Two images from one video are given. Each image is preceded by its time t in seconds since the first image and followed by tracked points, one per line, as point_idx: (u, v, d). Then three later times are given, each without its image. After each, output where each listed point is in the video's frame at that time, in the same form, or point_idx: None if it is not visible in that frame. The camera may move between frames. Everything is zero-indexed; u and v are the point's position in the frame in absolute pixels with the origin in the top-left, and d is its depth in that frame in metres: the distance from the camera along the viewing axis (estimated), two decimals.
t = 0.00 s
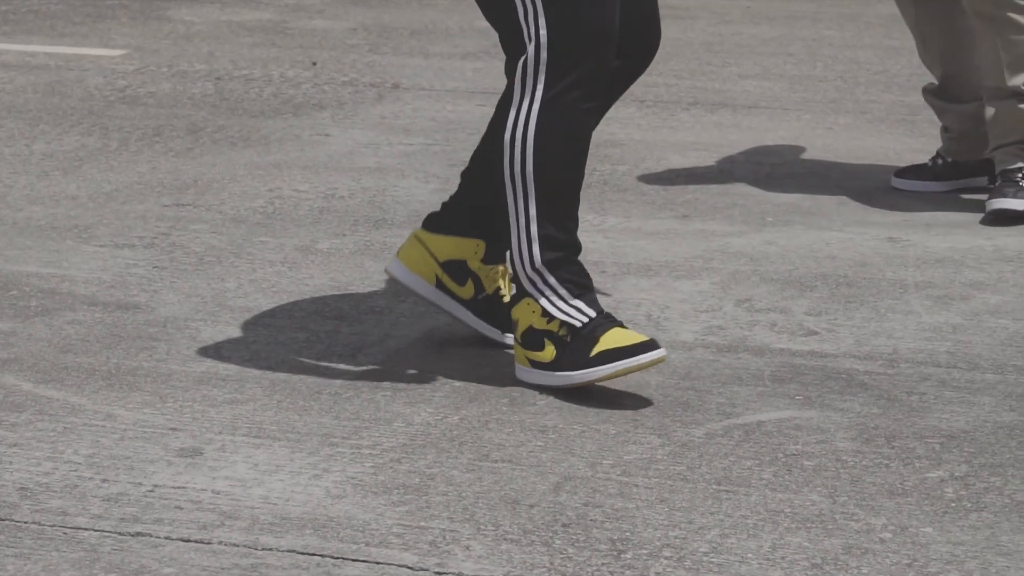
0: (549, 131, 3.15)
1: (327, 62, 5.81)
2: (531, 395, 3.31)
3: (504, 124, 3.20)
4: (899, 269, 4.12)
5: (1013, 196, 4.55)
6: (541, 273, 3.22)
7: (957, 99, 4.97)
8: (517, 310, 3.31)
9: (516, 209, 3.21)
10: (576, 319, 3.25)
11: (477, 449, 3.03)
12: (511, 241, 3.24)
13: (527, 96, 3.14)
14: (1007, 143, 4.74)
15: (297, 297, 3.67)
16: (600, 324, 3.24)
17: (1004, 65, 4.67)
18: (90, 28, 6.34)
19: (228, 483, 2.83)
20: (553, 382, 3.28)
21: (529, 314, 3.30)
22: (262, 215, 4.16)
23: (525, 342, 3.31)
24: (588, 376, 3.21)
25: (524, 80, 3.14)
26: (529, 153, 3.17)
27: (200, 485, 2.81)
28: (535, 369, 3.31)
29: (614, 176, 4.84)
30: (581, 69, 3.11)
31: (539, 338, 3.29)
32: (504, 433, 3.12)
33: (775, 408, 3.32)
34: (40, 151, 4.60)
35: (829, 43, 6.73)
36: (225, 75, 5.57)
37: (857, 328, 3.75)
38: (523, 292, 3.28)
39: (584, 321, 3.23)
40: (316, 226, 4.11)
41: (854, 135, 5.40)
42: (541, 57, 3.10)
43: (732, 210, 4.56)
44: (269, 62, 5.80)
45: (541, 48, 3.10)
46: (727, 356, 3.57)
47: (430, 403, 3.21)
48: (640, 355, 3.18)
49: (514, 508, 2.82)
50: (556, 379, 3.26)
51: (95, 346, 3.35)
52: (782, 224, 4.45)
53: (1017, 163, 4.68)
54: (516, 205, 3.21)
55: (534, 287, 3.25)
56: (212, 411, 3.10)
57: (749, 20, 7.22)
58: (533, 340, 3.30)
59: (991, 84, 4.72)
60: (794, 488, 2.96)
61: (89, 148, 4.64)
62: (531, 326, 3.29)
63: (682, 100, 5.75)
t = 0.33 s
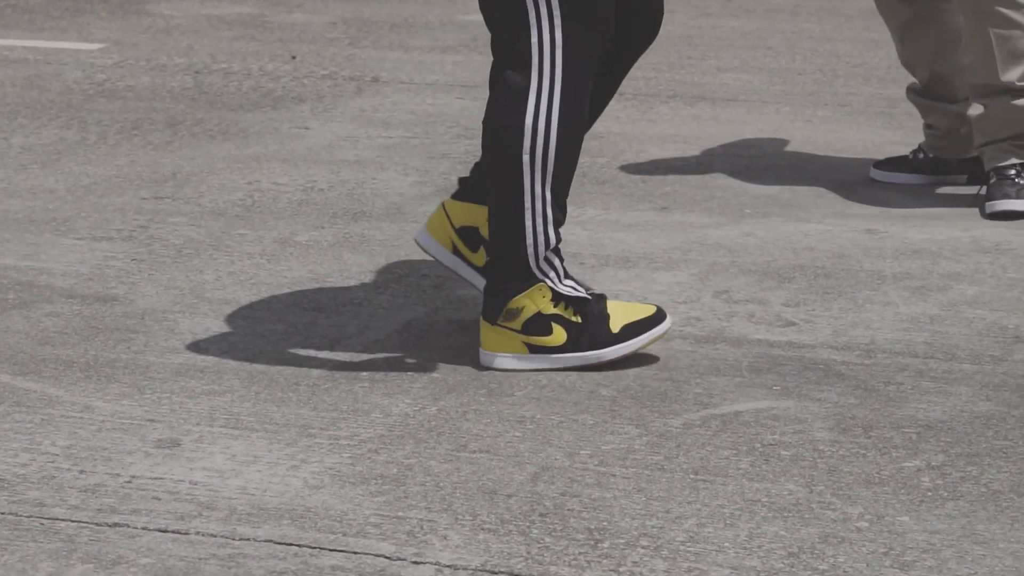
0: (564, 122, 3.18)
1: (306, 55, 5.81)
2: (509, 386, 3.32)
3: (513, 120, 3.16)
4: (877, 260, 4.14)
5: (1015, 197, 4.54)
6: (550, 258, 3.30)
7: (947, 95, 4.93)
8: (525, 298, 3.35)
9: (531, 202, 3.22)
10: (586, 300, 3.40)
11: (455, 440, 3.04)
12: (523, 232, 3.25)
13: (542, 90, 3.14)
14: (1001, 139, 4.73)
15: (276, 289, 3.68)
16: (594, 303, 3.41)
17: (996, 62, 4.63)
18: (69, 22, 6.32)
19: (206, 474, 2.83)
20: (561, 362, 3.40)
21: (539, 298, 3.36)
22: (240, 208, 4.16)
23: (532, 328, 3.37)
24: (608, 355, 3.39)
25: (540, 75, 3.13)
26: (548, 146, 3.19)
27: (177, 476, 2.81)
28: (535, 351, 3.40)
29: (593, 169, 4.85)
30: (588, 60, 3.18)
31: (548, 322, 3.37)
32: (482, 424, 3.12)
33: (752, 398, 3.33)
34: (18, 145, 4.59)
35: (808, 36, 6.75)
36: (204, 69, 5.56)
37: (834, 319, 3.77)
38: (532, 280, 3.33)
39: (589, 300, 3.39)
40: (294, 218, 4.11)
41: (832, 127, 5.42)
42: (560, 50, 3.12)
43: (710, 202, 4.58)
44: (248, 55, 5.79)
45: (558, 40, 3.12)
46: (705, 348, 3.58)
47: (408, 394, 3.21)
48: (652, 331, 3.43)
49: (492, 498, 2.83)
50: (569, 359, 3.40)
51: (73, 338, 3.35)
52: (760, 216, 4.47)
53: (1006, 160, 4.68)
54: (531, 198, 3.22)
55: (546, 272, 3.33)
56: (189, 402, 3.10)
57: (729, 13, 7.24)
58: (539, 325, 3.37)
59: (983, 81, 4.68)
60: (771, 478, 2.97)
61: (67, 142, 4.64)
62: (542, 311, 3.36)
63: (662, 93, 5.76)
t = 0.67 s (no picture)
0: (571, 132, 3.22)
1: (282, 53, 5.80)
2: (483, 382, 3.32)
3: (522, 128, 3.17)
4: (852, 256, 4.16)
5: (987, 199, 4.57)
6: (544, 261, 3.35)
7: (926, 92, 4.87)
8: (512, 293, 3.37)
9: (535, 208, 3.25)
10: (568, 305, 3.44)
11: (429, 435, 3.04)
12: (521, 236, 3.28)
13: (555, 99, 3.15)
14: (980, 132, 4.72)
15: (252, 286, 3.67)
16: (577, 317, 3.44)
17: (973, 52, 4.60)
18: (44, 20, 6.30)
19: (180, 470, 2.83)
20: (538, 362, 3.41)
21: (523, 295, 3.38)
22: (216, 205, 4.16)
23: (514, 324, 3.38)
24: (587, 359, 3.42)
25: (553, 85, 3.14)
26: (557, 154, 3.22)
27: (151, 472, 2.81)
28: (513, 349, 3.40)
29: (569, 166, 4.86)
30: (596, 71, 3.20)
31: (530, 320, 3.39)
32: (457, 419, 3.13)
33: (727, 393, 3.34)
34: None
35: (784, 33, 6.77)
36: (180, 66, 5.55)
37: (808, 314, 3.78)
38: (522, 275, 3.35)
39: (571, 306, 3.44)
40: (269, 215, 4.11)
41: (807, 124, 5.44)
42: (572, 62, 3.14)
43: (685, 199, 4.59)
44: (223, 53, 5.78)
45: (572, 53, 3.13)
46: (679, 344, 3.60)
47: (383, 390, 3.22)
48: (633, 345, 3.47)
49: (465, 494, 2.83)
50: (546, 360, 3.41)
51: (47, 335, 3.34)
52: (735, 213, 4.49)
53: (983, 155, 4.69)
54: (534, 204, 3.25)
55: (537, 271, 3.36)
56: (163, 399, 3.09)
57: (705, 11, 7.25)
58: (521, 321, 3.39)
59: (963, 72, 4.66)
60: (744, 473, 2.98)
61: (42, 139, 4.62)
62: (527, 308, 3.39)
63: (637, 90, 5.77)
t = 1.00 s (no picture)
0: (511, 153, 3.30)
1: (181, 51, 5.72)
2: (385, 373, 3.29)
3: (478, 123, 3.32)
4: (754, 246, 4.19)
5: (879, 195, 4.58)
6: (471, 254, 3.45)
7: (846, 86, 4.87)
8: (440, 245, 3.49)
9: (467, 197, 3.37)
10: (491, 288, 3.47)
11: (330, 428, 3.01)
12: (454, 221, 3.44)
13: (503, 113, 3.26)
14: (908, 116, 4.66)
15: (150, 282, 3.62)
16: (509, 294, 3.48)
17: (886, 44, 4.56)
18: None
19: (75, 466, 2.77)
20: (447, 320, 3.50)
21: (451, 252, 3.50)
22: (113, 202, 4.09)
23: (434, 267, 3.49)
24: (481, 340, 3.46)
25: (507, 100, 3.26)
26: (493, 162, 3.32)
27: (45, 469, 2.75)
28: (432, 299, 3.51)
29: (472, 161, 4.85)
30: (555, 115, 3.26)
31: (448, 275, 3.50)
32: (359, 412, 3.10)
33: (631, 382, 3.35)
34: None
35: (686, 29, 6.82)
36: (76, 65, 5.46)
37: (711, 303, 3.81)
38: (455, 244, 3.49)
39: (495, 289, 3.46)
40: (168, 212, 4.05)
41: (709, 117, 5.48)
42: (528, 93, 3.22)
43: (588, 193, 4.61)
44: (120, 51, 5.69)
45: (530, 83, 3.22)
46: (582, 335, 3.61)
47: (283, 384, 3.18)
48: (526, 337, 3.43)
49: (367, 485, 2.80)
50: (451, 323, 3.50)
51: None
52: (638, 206, 4.51)
53: (909, 147, 4.65)
54: (467, 192, 3.38)
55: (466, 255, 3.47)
56: (58, 395, 3.03)
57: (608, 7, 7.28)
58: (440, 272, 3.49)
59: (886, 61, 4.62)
60: (648, 461, 2.99)
61: None
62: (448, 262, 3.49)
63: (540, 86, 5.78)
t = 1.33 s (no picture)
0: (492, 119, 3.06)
1: (72, 62, 5.56)
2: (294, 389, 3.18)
3: (441, 120, 3.04)
4: (665, 253, 4.15)
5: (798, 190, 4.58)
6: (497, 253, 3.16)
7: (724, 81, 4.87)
8: (477, 303, 3.21)
9: (471, 200, 3.10)
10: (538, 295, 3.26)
11: (240, 447, 2.90)
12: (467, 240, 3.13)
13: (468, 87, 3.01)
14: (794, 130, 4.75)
15: (46, 300, 3.48)
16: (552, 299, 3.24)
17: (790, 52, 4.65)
18: None
19: None
20: (528, 364, 3.26)
21: (490, 301, 3.22)
22: (6, 218, 3.93)
23: (490, 334, 3.23)
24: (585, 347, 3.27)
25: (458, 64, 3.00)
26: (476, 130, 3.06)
27: None
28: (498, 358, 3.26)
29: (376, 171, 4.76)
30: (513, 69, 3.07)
31: (503, 327, 3.23)
32: (269, 429, 2.99)
33: (547, 394, 3.28)
34: None
35: (586, 35, 6.79)
36: None
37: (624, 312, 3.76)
38: (480, 280, 3.18)
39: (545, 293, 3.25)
40: (64, 227, 3.91)
41: (613, 124, 5.45)
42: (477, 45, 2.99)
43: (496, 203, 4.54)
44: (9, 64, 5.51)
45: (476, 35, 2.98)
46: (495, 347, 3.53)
47: (189, 402, 3.06)
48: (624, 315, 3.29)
49: (280, 506, 2.69)
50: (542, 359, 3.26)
51: None
52: (546, 214, 4.46)
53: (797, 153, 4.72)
54: (470, 196, 3.10)
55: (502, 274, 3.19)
56: None
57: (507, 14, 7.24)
58: (496, 330, 3.23)
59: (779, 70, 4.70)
60: (568, 474, 2.92)
61: None
62: (495, 314, 3.22)
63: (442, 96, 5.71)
